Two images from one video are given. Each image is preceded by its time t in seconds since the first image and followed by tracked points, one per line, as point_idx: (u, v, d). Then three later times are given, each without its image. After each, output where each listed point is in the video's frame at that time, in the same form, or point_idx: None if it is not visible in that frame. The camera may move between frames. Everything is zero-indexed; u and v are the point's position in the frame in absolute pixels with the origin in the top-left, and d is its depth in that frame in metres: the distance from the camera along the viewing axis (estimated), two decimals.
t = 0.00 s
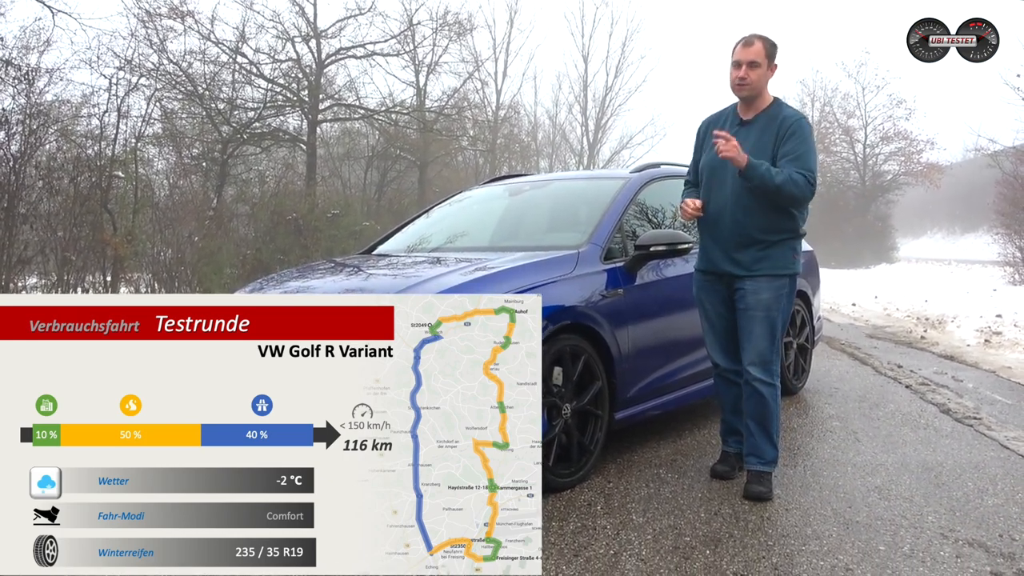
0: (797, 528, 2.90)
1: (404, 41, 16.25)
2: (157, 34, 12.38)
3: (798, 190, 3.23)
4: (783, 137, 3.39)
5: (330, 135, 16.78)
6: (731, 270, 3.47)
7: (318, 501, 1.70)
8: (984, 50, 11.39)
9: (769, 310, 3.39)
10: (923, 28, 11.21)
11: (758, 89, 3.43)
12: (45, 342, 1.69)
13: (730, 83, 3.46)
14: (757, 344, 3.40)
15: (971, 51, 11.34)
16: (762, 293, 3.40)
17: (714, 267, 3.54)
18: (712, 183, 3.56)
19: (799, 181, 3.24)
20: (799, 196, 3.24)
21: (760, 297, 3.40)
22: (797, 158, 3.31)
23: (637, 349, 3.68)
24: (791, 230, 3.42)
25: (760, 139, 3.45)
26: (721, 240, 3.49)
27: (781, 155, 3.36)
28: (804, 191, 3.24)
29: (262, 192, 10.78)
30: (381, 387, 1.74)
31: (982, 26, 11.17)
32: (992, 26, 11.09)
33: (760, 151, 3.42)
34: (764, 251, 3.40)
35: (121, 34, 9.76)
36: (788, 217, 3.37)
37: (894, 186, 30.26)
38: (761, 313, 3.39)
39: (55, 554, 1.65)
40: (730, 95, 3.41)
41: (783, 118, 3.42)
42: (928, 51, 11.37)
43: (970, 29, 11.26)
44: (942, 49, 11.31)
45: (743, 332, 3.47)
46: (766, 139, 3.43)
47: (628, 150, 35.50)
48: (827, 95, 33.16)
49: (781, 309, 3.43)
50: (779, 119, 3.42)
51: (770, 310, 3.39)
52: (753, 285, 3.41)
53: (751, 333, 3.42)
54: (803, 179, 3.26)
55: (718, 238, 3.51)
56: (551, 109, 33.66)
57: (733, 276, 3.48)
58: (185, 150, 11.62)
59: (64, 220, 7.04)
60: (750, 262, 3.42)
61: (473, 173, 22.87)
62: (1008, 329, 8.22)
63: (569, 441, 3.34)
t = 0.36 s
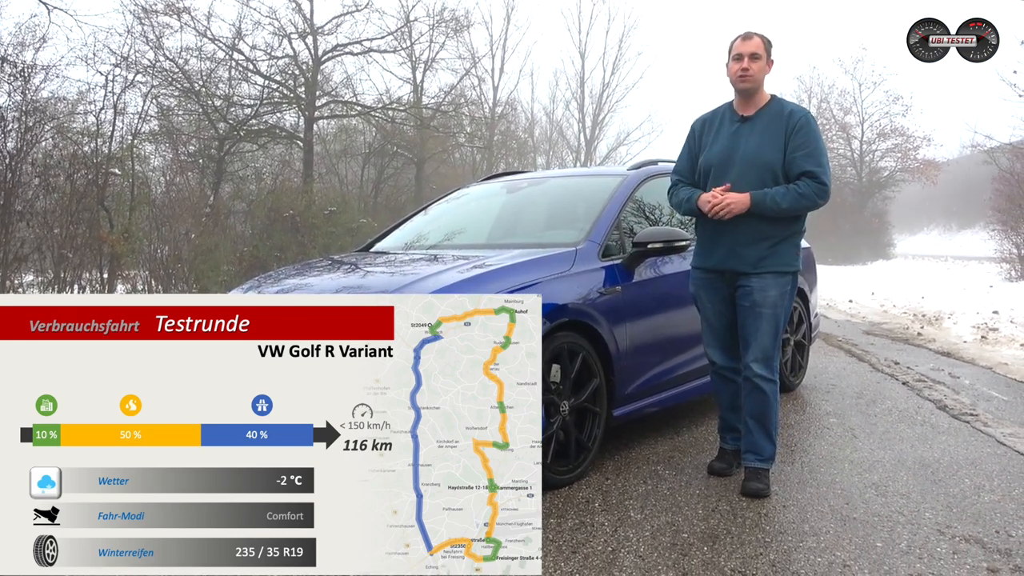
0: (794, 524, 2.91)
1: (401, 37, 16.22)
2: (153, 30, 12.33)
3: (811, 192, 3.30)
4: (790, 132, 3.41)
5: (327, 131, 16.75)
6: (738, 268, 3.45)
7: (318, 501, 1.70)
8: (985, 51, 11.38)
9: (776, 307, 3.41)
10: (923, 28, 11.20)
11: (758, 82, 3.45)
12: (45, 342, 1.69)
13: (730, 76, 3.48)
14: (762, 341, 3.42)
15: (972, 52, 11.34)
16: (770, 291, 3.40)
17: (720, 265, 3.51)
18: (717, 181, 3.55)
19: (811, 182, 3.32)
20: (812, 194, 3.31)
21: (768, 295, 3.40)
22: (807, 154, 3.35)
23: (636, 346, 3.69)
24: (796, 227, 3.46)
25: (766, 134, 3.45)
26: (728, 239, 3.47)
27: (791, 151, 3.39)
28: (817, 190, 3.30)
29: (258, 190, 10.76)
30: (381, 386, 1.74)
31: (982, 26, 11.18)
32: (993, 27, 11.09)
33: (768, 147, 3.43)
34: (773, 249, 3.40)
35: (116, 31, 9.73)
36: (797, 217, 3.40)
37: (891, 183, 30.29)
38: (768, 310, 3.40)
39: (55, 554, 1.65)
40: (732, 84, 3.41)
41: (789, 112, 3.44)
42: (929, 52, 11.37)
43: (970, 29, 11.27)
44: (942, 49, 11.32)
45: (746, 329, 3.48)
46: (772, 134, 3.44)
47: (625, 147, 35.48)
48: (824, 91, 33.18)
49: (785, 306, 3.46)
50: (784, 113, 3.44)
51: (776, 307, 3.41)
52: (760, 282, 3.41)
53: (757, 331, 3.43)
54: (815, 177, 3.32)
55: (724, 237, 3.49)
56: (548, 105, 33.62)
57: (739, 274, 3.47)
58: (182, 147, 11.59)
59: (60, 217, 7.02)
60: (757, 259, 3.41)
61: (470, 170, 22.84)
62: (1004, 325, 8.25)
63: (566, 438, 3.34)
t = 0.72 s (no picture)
0: (792, 522, 2.92)
1: (399, 35, 16.19)
2: (150, 28, 12.31)
3: (813, 192, 3.37)
4: (790, 132, 3.46)
5: (324, 129, 16.73)
6: (740, 266, 3.47)
7: (317, 501, 1.71)
8: (984, 51, 11.39)
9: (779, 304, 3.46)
10: (923, 28, 11.21)
11: (753, 83, 3.48)
12: (45, 342, 1.69)
13: (726, 76, 3.48)
14: (766, 337, 3.46)
15: (972, 52, 11.35)
16: (774, 288, 3.44)
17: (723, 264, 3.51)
18: (716, 179, 3.55)
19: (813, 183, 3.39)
20: (814, 195, 3.38)
21: (772, 292, 3.44)
22: (807, 155, 3.42)
23: (634, 345, 3.69)
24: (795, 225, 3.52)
25: (767, 133, 3.47)
26: (730, 238, 3.48)
27: (791, 152, 3.45)
28: (818, 191, 3.38)
29: (256, 188, 10.74)
30: (381, 386, 1.75)
31: (982, 26, 11.19)
32: (993, 26, 11.10)
33: (770, 146, 3.45)
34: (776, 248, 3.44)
35: (114, 28, 9.70)
36: (795, 217, 3.45)
37: (888, 180, 30.32)
38: (773, 307, 3.44)
39: (55, 554, 1.65)
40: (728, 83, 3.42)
41: (788, 112, 3.49)
42: (929, 52, 11.39)
43: (970, 29, 11.28)
44: (942, 49, 11.33)
45: (748, 325, 3.50)
46: (773, 134, 3.47)
47: (623, 144, 35.47)
48: (821, 89, 33.21)
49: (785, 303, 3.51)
50: (784, 114, 3.48)
51: (779, 304, 3.46)
52: (765, 280, 3.43)
53: (761, 328, 3.46)
54: (815, 178, 3.40)
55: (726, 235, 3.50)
56: (546, 103, 33.59)
57: (741, 271, 3.48)
58: (179, 145, 11.57)
59: (58, 215, 7.01)
60: (762, 257, 3.43)
61: (468, 168, 22.82)
62: (1001, 323, 8.27)
63: (564, 437, 3.35)
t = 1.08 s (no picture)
0: (788, 521, 2.93)
1: (396, 34, 16.18)
2: (147, 28, 12.29)
3: (806, 193, 3.40)
4: (783, 134, 3.48)
5: (322, 128, 16.72)
6: (736, 265, 3.47)
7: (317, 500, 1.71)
8: (984, 50, 11.41)
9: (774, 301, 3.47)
10: (923, 28, 11.22)
11: (745, 87, 3.50)
12: (45, 342, 1.69)
13: (717, 81, 3.50)
14: (761, 334, 3.47)
15: (972, 52, 11.36)
16: (769, 286, 3.45)
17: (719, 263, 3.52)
18: (710, 181, 3.56)
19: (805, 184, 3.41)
20: (806, 195, 3.41)
21: (768, 290, 3.45)
22: (799, 157, 3.44)
23: (632, 344, 3.70)
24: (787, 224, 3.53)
25: (759, 135, 3.49)
26: (726, 238, 3.49)
27: (783, 153, 3.47)
28: (811, 192, 3.41)
29: (253, 187, 10.75)
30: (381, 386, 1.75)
31: (982, 26, 11.20)
32: (993, 27, 11.12)
33: (762, 148, 3.47)
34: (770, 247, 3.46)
35: (110, 27, 9.68)
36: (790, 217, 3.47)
37: (885, 179, 30.36)
38: (768, 305, 3.45)
39: (55, 554, 1.66)
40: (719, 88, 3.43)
41: (779, 114, 3.51)
42: (929, 53, 11.40)
43: (970, 29, 11.30)
44: (942, 49, 11.34)
45: (744, 323, 3.51)
46: (765, 136, 3.49)
47: (621, 143, 35.49)
48: (819, 88, 33.26)
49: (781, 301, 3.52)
50: (776, 116, 3.50)
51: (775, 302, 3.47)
52: (760, 278, 3.45)
53: (757, 325, 3.47)
54: (807, 179, 3.43)
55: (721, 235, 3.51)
56: (544, 101, 33.59)
57: (736, 270, 3.49)
58: (176, 145, 11.55)
59: (55, 215, 7.00)
60: (757, 256, 3.45)
61: (466, 167, 22.82)
62: (998, 322, 8.29)
63: (561, 436, 3.36)
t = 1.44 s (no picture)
0: (787, 521, 2.93)
1: (394, 34, 16.19)
2: (145, 28, 12.27)
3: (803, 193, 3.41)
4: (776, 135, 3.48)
5: (320, 129, 16.71)
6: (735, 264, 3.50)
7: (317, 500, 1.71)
8: (984, 50, 11.41)
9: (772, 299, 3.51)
10: (924, 28, 11.23)
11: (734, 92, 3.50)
12: (45, 342, 1.69)
13: (707, 89, 3.50)
14: (758, 332, 3.50)
15: (972, 52, 11.38)
16: (766, 285, 3.50)
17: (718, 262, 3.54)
18: (705, 185, 3.56)
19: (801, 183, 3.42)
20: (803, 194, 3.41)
21: (765, 289, 3.49)
22: (793, 157, 3.45)
23: (630, 344, 3.70)
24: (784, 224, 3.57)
25: (752, 137, 3.49)
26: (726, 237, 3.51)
27: (778, 155, 3.47)
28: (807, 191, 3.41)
29: (251, 187, 10.75)
30: (381, 386, 1.75)
31: (982, 26, 11.21)
32: (993, 27, 11.13)
33: (756, 150, 3.47)
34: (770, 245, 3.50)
35: (108, 28, 9.67)
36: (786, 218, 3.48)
37: (883, 179, 30.42)
38: (765, 303, 3.49)
39: (56, 554, 1.65)
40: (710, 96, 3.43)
41: (771, 116, 3.51)
42: (930, 53, 11.41)
43: (970, 29, 11.31)
44: (942, 50, 11.35)
45: (742, 320, 3.54)
46: (759, 138, 3.49)
47: (619, 143, 35.50)
48: (816, 88, 33.30)
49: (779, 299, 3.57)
50: (768, 118, 3.50)
51: (773, 300, 3.51)
52: (757, 277, 3.49)
53: (755, 323, 3.50)
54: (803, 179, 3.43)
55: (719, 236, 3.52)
56: (541, 101, 33.56)
57: (734, 268, 3.52)
58: (173, 146, 11.53)
59: (52, 216, 6.99)
60: (752, 257, 3.49)
61: (464, 167, 22.82)
62: (996, 321, 8.30)
63: (559, 436, 3.36)
